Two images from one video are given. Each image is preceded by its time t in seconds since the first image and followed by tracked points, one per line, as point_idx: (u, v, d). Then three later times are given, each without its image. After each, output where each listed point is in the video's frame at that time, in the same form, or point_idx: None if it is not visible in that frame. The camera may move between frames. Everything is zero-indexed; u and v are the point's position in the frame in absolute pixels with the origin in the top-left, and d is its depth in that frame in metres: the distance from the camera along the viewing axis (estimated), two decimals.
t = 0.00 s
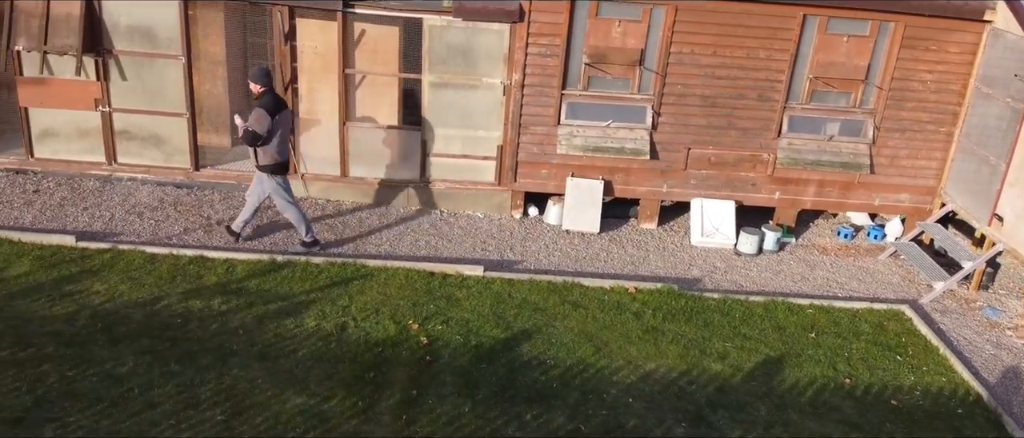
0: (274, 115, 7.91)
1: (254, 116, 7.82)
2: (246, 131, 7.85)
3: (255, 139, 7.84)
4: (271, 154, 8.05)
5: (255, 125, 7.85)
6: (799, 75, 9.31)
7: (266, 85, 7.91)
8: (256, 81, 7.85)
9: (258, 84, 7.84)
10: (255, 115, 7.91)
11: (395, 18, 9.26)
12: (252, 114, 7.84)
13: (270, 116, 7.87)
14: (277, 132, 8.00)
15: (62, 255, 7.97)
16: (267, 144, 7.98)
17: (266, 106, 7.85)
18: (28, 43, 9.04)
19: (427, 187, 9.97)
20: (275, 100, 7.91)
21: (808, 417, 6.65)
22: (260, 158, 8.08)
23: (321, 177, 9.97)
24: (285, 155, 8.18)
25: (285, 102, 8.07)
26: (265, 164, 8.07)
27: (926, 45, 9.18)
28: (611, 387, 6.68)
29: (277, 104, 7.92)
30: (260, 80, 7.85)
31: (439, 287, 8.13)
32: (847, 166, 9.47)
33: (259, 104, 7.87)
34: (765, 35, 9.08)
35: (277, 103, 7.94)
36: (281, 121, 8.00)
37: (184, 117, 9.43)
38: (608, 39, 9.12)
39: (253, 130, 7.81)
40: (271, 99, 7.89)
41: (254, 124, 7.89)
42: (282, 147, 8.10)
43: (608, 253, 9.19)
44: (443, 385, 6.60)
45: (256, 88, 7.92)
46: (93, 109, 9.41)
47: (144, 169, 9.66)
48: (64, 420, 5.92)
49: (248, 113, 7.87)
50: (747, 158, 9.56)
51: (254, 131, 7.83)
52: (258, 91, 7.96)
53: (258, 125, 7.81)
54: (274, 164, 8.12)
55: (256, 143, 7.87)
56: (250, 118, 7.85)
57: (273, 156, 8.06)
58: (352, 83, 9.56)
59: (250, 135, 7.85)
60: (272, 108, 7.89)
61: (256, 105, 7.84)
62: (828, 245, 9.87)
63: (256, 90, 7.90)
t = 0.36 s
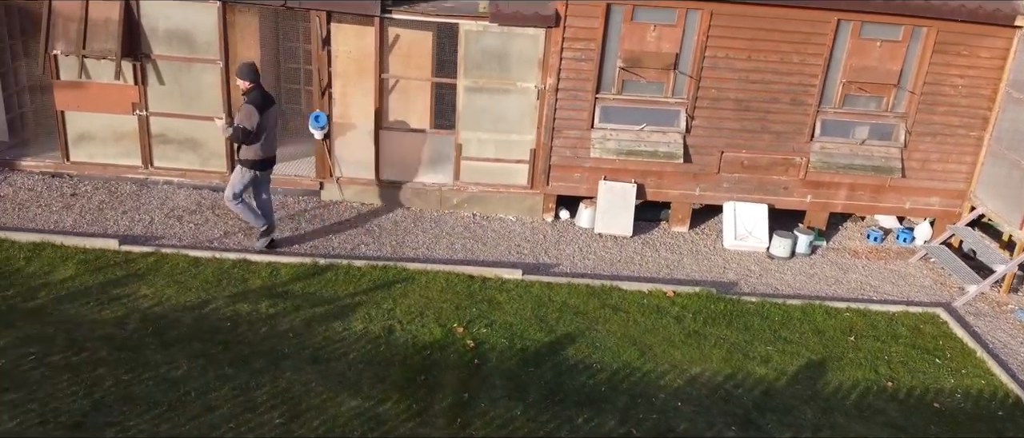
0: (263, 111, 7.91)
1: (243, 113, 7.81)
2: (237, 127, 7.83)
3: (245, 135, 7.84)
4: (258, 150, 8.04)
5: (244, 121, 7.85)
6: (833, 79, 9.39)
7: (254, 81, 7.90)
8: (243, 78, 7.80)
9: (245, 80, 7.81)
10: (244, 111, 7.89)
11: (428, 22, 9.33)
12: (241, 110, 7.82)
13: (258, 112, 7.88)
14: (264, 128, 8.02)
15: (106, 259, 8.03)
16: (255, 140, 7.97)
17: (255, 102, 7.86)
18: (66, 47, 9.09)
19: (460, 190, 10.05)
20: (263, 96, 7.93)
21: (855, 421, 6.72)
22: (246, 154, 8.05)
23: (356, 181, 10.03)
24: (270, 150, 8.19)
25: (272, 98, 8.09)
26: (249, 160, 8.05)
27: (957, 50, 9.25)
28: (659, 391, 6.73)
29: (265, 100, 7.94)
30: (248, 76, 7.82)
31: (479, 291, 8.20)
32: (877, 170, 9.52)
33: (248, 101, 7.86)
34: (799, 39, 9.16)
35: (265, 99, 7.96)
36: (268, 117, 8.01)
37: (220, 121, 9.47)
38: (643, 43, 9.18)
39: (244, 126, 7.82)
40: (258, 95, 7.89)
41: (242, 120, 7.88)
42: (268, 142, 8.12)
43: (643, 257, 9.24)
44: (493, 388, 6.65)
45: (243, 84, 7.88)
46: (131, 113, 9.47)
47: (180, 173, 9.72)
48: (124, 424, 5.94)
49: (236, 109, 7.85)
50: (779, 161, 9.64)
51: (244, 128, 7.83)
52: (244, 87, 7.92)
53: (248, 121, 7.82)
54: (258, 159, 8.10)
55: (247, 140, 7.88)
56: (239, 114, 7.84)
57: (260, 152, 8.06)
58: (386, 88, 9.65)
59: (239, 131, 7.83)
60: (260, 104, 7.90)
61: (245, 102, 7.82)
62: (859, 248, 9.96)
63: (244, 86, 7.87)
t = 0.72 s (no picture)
0: (251, 119, 7.96)
1: (232, 123, 7.85)
2: (228, 138, 7.87)
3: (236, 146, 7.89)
4: (249, 158, 8.10)
5: (235, 131, 7.91)
6: (867, 84, 9.46)
7: (239, 90, 7.95)
8: (229, 87, 7.85)
9: (232, 89, 7.85)
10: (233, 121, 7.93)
11: (462, 27, 9.39)
12: (230, 120, 7.86)
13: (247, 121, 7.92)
14: (253, 136, 8.07)
15: (153, 263, 8.11)
16: (245, 149, 8.02)
17: (243, 111, 7.90)
18: (107, 52, 9.15)
19: (493, 194, 10.12)
20: (249, 103, 7.97)
21: (902, 424, 6.78)
22: (237, 164, 8.10)
23: (391, 185, 10.11)
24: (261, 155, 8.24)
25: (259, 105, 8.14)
26: (240, 168, 8.09)
27: (990, 55, 9.31)
28: (708, 396, 6.80)
29: (252, 107, 7.99)
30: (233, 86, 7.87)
31: (521, 294, 8.25)
32: (911, 174, 9.67)
33: (235, 110, 7.90)
34: (834, 45, 9.23)
35: (252, 107, 8.01)
36: (257, 124, 8.07)
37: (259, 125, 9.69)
38: (679, 48, 9.24)
39: (237, 137, 7.88)
40: (245, 103, 7.95)
41: (232, 130, 7.92)
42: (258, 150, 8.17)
43: (679, 260, 9.30)
44: (545, 392, 6.70)
45: (229, 94, 7.92)
46: (169, 117, 9.54)
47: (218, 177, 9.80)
48: (187, 428, 6.01)
49: (225, 120, 7.89)
50: (813, 165, 9.72)
51: (235, 138, 7.88)
52: (230, 97, 7.97)
53: (238, 131, 7.86)
54: (250, 166, 8.15)
55: (240, 150, 7.95)
56: (229, 125, 7.88)
57: (250, 160, 8.12)
58: (420, 93, 9.72)
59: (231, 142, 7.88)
60: (247, 112, 7.95)
61: (233, 112, 7.86)
62: (891, 252, 10.05)
63: (229, 96, 7.91)
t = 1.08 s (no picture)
0: (240, 115, 7.97)
1: (220, 117, 7.88)
2: (213, 131, 7.88)
3: (222, 140, 7.90)
4: (240, 155, 8.15)
5: (222, 125, 7.92)
6: (900, 89, 9.54)
7: (233, 86, 8.01)
8: (223, 82, 7.90)
9: (225, 84, 7.91)
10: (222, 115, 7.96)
11: (496, 32, 9.45)
12: (219, 114, 7.89)
13: (236, 117, 7.94)
14: (242, 133, 8.07)
15: (198, 268, 8.20)
16: (232, 144, 8.03)
17: (233, 106, 7.94)
18: (147, 58, 9.20)
19: (527, 198, 10.18)
20: (243, 100, 8.02)
21: (948, 429, 6.85)
22: (232, 161, 8.19)
23: (426, 189, 10.19)
24: (252, 154, 8.28)
25: (252, 104, 8.16)
26: (235, 166, 8.20)
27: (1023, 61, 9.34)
28: (758, 401, 6.87)
29: (244, 104, 8.02)
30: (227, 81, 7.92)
31: (562, 299, 8.30)
32: (944, 178, 9.74)
33: (226, 105, 7.95)
34: (868, 50, 9.30)
35: (244, 105, 8.04)
36: (247, 122, 8.08)
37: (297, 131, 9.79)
38: (715, 53, 9.32)
39: (221, 130, 7.88)
40: (238, 100, 7.99)
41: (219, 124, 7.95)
42: (248, 148, 8.18)
43: (714, 265, 9.37)
44: (596, 398, 6.76)
45: (222, 88, 7.97)
46: (207, 122, 9.64)
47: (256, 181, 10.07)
48: (248, 434, 6.09)
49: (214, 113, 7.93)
50: (846, 169, 9.80)
51: (221, 131, 7.88)
52: (224, 92, 8.03)
53: (224, 125, 7.88)
54: (243, 164, 8.23)
55: (223, 144, 7.92)
56: (217, 118, 7.91)
57: (243, 158, 8.18)
58: (453, 97, 9.74)
59: (217, 135, 7.89)
60: (238, 109, 7.97)
61: (223, 106, 7.90)
62: (922, 256, 10.14)
63: (223, 90, 7.97)
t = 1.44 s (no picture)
0: (233, 118, 8.08)
1: (214, 120, 8.01)
2: (206, 134, 8.02)
3: (215, 142, 8.03)
4: (231, 157, 8.25)
5: (215, 127, 8.05)
6: (931, 95, 9.61)
7: (226, 89, 8.12)
8: (216, 85, 8.01)
9: (218, 87, 8.02)
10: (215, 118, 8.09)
11: (528, 39, 9.48)
12: (212, 117, 8.02)
13: (229, 119, 8.06)
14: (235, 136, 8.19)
15: (240, 275, 8.29)
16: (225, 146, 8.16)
17: (225, 109, 8.05)
18: (184, 64, 9.26)
19: (558, 203, 10.23)
20: (236, 104, 8.12)
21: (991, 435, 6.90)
22: (221, 163, 8.27)
23: (457, 195, 10.24)
24: (243, 157, 8.37)
25: (245, 107, 8.26)
26: (225, 168, 8.28)
27: None
28: (803, 408, 6.94)
29: (237, 107, 8.12)
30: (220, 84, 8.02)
31: (600, 305, 8.36)
32: (975, 184, 9.81)
33: (218, 108, 8.07)
34: (900, 57, 9.36)
35: (236, 108, 8.13)
36: (240, 124, 8.19)
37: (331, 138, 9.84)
38: (748, 59, 9.35)
39: (214, 133, 8.01)
40: (230, 104, 8.09)
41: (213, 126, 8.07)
42: (241, 150, 8.29)
43: (748, 270, 9.44)
44: (643, 406, 6.81)
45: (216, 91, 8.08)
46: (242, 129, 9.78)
47: (290, 187, 10.11)
48: None
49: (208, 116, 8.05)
50: (877, 175, 9.87)
51: (214, 134, 8.01)
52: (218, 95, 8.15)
53: (217, 127, 8.01)
54: (233, 166, 8.29)
55: (216, 147, 8.05)
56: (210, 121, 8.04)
57: (233, 159, 8.27)
58: (485, 103, 9.79)
59: (210, 137, 8.03)
60: (230, 111, 8.08)
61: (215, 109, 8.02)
62: (950, 261, 10.21)
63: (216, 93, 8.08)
